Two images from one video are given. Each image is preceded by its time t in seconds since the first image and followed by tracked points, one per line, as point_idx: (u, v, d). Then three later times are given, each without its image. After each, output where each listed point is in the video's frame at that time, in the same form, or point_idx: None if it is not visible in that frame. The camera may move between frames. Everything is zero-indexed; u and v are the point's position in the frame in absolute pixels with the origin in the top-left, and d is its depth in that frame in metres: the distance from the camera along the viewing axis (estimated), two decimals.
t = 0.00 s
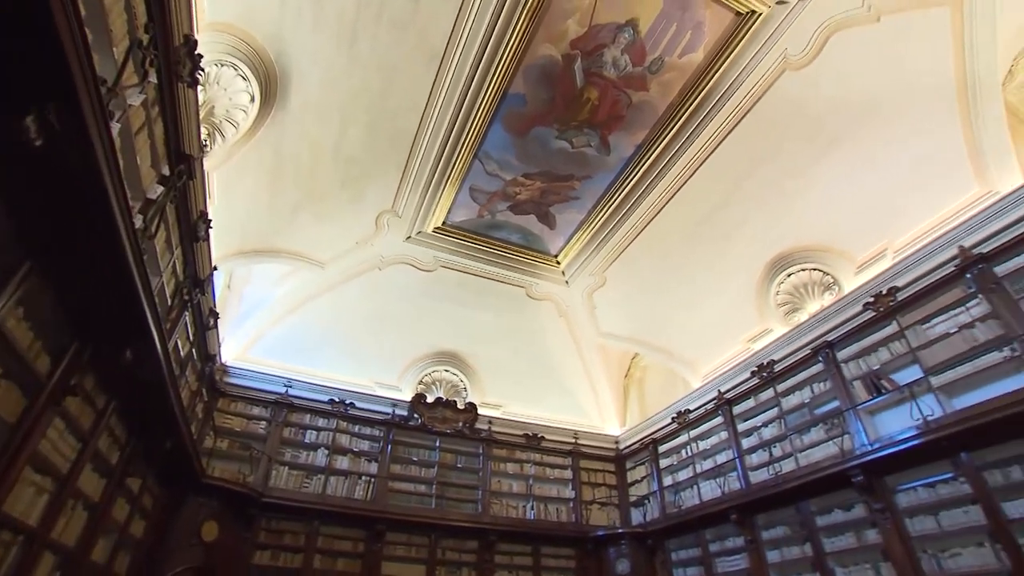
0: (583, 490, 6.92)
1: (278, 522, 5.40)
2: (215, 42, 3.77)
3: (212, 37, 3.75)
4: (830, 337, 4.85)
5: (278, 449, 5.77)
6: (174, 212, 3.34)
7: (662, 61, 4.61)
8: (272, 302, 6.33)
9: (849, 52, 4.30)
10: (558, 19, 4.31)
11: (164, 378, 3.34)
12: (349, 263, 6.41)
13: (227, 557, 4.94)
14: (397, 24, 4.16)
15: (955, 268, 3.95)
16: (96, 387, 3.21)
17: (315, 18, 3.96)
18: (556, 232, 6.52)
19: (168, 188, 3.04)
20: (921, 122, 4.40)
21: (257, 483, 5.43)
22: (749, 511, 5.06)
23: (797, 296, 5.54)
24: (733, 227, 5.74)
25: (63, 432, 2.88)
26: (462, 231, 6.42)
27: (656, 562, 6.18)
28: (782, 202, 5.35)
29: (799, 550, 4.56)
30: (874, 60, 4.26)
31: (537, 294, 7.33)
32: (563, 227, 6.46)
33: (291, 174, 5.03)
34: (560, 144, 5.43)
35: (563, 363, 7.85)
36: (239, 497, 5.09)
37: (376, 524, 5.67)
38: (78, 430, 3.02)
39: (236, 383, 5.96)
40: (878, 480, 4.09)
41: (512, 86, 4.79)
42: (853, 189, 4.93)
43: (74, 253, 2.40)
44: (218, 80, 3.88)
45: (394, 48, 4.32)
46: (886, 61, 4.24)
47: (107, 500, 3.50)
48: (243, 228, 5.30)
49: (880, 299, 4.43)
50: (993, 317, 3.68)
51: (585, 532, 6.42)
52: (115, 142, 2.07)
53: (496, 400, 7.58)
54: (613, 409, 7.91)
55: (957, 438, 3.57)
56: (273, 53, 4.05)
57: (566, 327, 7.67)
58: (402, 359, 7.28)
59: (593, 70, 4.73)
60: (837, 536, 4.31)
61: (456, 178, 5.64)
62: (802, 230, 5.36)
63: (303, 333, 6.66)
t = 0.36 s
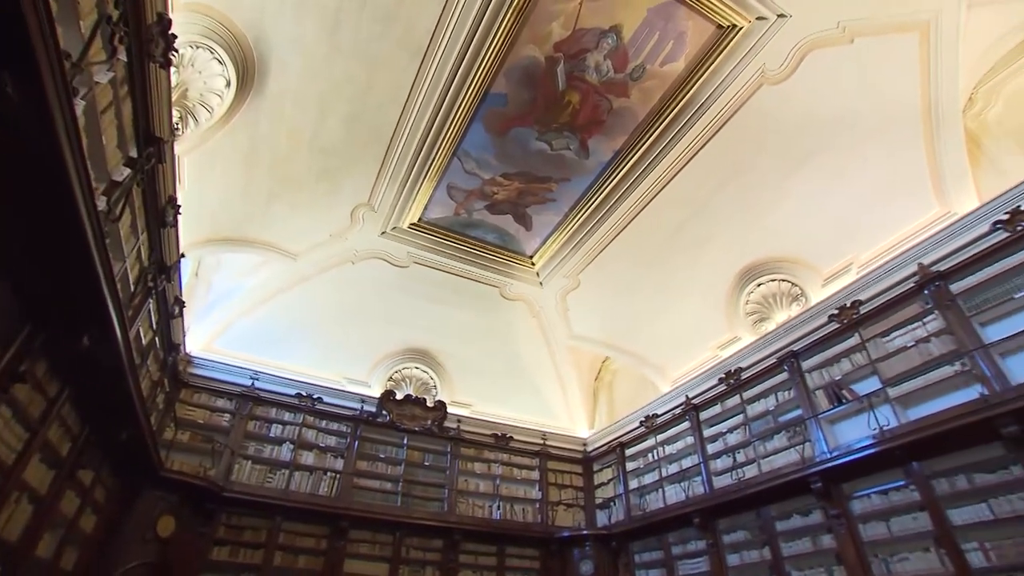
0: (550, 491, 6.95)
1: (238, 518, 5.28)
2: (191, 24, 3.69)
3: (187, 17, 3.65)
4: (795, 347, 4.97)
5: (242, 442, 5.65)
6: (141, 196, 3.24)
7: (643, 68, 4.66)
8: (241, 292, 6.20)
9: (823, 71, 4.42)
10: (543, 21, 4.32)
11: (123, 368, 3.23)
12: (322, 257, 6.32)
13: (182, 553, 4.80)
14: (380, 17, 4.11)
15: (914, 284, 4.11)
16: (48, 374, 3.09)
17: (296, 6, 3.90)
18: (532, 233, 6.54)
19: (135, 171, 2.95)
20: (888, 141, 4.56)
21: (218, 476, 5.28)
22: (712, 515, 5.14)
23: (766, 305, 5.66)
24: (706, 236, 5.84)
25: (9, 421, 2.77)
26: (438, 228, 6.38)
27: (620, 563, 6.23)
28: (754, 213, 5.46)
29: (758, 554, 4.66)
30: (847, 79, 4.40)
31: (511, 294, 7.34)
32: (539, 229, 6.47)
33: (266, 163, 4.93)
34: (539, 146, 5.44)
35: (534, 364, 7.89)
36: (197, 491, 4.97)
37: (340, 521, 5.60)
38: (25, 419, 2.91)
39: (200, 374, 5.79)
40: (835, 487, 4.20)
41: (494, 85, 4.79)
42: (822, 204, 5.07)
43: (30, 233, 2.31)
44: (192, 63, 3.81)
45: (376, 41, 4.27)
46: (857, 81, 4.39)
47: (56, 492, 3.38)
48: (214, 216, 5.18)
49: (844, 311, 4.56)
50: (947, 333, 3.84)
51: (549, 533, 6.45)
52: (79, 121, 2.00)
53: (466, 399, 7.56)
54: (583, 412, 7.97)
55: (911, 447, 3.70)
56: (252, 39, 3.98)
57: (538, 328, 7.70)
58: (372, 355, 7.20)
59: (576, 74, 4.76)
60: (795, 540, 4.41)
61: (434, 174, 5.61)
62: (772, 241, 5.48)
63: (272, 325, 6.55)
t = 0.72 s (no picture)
0: (517, 491, 6.96)
1: (197, 513, 5.14)
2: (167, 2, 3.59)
3: None
4: (762, 355, 5.08)
5: (204, 435, 5.50)
6: (106, 177, 3.13)
7: (625, 74, 4.70)
8: (208, 281, 6.05)
9: (798, 87, 4.54)
10: (527, 22, 4.32)
11: (78, 355, 3.12)
12: (295, 248, 6.20)
13: (135, 547, 4.65)
14: (363, 8, 4.06)
15: (876, 298, 4.26)
16: None
17: None
18: (508, 233, 6.54)
19: (99, 151, 2.85)
20: (857, 159, 4.70)
21: (178, 469, 5.11)
22: (675, 518, 5.22)
23: (735, 314, 5.77)
24: (679, 243, 5.93)
25: None
26: (415, 224, 6.33)
27: (583, 565, 6.28)
28: (726, 223, 5.56)
29: (718, 558, 4.74)
30: (821, 96, 4.52)
31: (485, 294, 7.33)
32: (516, 229, 6.48)
33: (239, 150, 4.82)
34: (518, 146, 5.44)
35: (506, 364, 7.90)
36: (154, 485, 4.80)
37: (303, 517, 5.51)
38: None
39: (163, 363, 5.66)
40: (795, 493, 4.30)
41: (476, 83, 4.77)
42: (793, 217, 5.19)
43: None
44: (166, 44, 3.71)
45: (358, 33, 4.22)
46: (831, 98, 4.52)
47: None
48: (183, 201, 5.04)
49: (811, 322, 4.67)
50: (905, 346, 3.98)
51: (515, 533, 6.46)
52: (39, 97, 1.93)
53: (436, 397, 7.53)
54: (552, 413, 8.02)
55: (868, 456, 3.81)
56: (230, 22, 3.89)
57: (511, 329, 7.72)
58: (342, 349, 7.09)
59: (558, 77, 4.77)
60: (754, 544, 4.50)
61: (412, 170, 5.56)
62: (742, 251, 5.60)
63: (240, 316, 6.41)
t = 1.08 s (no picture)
0: (483, 491, 6.95)
1: (151, 507, 4.98)
2: None
3: None
4: (729, 363, 5.18)
5: (163, 426, 5.33)
6: (66, 156, 3.01)
7: (606, 79, 4.74)
8: (174, 269, 5.88)
9: (773, 102, 4.64)
10: (511, 22, 4.32)
11: (29, 340, 2.98)
12: (266, 238, 6.07)
13: (85, 541, 4.49)
14: None
15: (840, 311, 4.38)
16: None
17: None
18: (484, 232, 6.52)
19: (60, 128, 2.74)
20: (826, 175, 4.83)
21: (133, 462, 4.91)
22: (639, 521, 5.28)
23: (705, 321, 5.88)
24: (652, 250, 6.01)
25: None
26: (390, 219, 6.26)
27: (547, 565, 6.31)
28: (699, 232, 5.67)
29: (679, 560, 4.82)
30: (794, 111, 4.64)
31: (458, 292, 7.31)
32: (491, 229, 6.46)
33: (211, 134, 4.69)
34: (497, 146, 5.44)
35: (476, 364, 7.88)
36: (107, 477, 4.62)
37: (264, 513, 5.39)
38: None
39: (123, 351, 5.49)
40: (756, 498, 4.39)
41: (458, 80, 4.75)
42: (763, 229, 5.31)
43: None
44: (139, 21, 3.61)
45: (339, 22, 4.15)
46: (803, 115, 4.64)
47: None
48: (149, 184, 4.88)
49: (777, 332, 4.78)
50: (865, 358, 4.10)
51: (480, 533, 6.44)
52: None
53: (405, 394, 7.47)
54: (521, 414, 8.04)
55: (826, 464, 3.92)
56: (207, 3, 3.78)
57: (483, 328, 7.71)
58: (310, 343, 6.97)
59: (539, 78, 4.78)
60: (715, 548, 4.58)
61: (389, 164, 5.50)
62: (713, 260, 5.71)
63: (206, 305, 6.23)
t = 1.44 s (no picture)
0: (443, 489, 6.92)
1: (94, 499, 4.77)
2: None
3: None
4: (691, 370, 5.28)
5: (111, 415, 5.12)
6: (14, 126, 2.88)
7: (584, 85, 4.77)
8: (132, 251, 5.65)
9: (744, 117, 4.76)
10: (493, 21, 4.31)
11: None
12: (231, 225, 5.89)
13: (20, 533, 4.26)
14: None
15: (799, 324, 4.52)
16: None
17: None
18: (455, 229, 6.49)
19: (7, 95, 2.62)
20: (791, 191, 4.99)
21: (76, 451, 4.70)
22: (597, 523, 5.34)
23: (669, 328, 5.99)
24: (621, 256, 6.09)
25: None
26: (361, 212, 6.16)
27: (504, 565, 6.32)
28: (668, 240, 5.77)
29: (635, 562, 4.90)
30: (764, 127, 4.77)
31: (427, 289, 7.25)
32: (463, 227, 6.43)
33: (177, 114, 4.53)
34: (473, 144, 5.42)
35: (442, 361, 7.84)
36: (48, 467, 4.40)
37: (215, 508, 5.24)
38: None
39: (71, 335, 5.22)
40: (711, 503, 4.49)
41: (437, 76, 4.71)
42: (729, 240, 5.45)
43: None
44: None
45: (317, 8, 4.07)
46: (773, 132, 4.78)
47: None
48: (107, 162, 4.67)
49: (738, 342, 4.91)
50: (821, 370, 4.24)
51: (438, 532, 6.41)
52: None
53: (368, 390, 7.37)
54: (484, 413, 8.03)
55: (779, 471, 4.04)
56: None
57: (449, 326, 7.67)
58: (273, 334, 6.82)
59: (518, 79, 4.79)
60: (670, 551, 4.67)
61: (363, 156, 5.42)
62: (680, 268, 5.82)
63: (163, 290, 6.03)
